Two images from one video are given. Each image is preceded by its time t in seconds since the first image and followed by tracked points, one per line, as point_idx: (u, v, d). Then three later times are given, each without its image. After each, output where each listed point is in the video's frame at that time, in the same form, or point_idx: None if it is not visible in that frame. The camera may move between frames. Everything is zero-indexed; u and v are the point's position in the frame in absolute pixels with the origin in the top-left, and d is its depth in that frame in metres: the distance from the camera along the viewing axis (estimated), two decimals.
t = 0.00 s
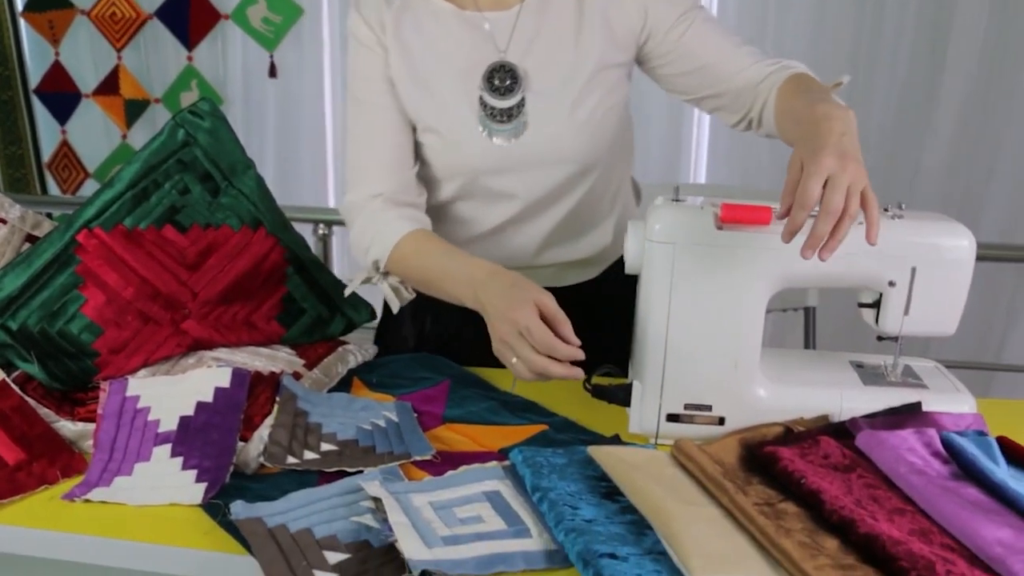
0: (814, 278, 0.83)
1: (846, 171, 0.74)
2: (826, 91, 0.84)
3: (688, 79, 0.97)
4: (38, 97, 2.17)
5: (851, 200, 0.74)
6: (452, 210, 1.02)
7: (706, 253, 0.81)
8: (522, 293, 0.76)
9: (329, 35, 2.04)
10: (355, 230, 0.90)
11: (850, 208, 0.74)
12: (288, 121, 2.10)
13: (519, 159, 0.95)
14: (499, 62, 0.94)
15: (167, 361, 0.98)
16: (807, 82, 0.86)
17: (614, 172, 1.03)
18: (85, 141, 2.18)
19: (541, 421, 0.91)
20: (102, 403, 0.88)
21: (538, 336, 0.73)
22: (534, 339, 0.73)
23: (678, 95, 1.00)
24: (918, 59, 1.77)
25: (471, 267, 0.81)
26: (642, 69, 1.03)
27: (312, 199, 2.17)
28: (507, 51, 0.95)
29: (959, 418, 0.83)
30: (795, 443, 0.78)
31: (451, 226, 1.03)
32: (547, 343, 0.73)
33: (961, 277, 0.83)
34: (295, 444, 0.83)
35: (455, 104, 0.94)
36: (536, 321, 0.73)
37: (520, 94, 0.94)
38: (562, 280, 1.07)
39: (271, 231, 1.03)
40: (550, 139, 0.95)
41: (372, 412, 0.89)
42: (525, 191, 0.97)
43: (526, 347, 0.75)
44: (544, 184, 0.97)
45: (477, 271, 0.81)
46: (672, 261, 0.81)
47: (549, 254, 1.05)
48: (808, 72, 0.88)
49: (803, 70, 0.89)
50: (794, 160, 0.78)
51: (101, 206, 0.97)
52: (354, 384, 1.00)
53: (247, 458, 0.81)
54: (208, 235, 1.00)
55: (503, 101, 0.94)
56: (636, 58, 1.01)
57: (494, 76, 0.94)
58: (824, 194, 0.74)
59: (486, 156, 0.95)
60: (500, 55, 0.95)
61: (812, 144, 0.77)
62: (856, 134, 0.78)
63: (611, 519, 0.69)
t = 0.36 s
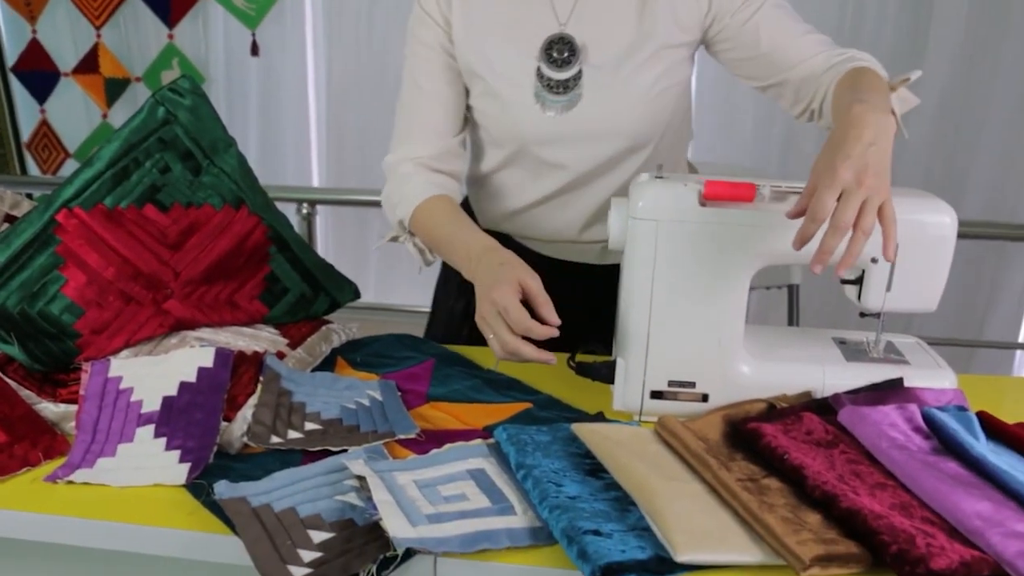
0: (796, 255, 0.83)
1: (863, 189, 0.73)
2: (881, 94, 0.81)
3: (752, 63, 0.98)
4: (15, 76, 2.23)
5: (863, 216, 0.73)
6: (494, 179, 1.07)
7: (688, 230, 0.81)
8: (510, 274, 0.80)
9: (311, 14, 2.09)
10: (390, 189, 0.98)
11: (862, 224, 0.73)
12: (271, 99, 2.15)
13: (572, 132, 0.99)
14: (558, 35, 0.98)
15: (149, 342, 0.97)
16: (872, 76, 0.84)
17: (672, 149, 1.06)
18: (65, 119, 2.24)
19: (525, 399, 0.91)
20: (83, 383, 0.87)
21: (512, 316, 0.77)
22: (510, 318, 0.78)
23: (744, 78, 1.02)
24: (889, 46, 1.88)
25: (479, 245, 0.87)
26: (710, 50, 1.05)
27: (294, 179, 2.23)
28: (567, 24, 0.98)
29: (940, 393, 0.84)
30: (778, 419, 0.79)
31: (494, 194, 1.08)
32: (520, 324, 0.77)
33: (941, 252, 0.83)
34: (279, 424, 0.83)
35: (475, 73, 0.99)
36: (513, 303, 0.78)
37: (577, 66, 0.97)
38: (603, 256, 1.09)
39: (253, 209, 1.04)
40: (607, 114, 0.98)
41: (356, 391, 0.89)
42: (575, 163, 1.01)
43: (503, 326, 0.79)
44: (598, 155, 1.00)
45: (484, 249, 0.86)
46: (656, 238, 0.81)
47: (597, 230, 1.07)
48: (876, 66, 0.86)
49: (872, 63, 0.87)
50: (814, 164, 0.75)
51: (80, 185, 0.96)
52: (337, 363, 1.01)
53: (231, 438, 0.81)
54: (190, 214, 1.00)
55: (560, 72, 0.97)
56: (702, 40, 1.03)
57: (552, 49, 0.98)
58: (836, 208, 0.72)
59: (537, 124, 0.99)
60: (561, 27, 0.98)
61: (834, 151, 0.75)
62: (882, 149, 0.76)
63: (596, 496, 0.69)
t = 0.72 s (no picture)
0: (780, 243, 0.83)
1: (882, 188, 0.74)
2: (908, 88, 0.81)
3: (779, 52, 0.99)
4: None
5: (884, 213, 0.75)
6: (524, 176, 1.07)
7: (674, 217, 0.81)
8: (524, 270, 0.82)
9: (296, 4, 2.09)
10: (415, 183, 0.98)
11: (883, 221, 0.75)
12: (255, 87, 2.15)
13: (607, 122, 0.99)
14: (588, 27, 0.98)
15: (132, 331, 0.96)
16: (900, 67, 0.84)
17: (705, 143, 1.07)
18: (46, 108, 2.22)
19: (511, 388, 0.91)
20: (66, 374, 0.86)
21: (528, 317, 0.79)
22: (526, 317, 0.80)
23: (768, 67, 1.03)
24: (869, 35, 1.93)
25: (492, 237, 0.87)
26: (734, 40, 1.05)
27: (279, 166, 2.22)
28: (595, 16, 0.99)
29: (925, 379, 0.85)
30: (764, 406, 0.79)
31: (524, 191, 1.08)
32: (536, 323, 0.79)
33: (929, 238, 0.83)
34: (264, 413, 0.83)
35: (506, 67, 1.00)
36: (528, 302, 0.79)
37: (609, 56, 0.98)
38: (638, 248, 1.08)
39: (236, 198, 1.03)
40: (642, 103, 0.99)
41: (341, 379, 0.89)
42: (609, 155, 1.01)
43: (519, 323, 0.81)
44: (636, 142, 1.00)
45: (497, 241, 0.87)
46: (642, 224, 0.81)
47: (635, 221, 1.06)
48: (904, 57, 0.87)
49: (899, 54, 0.88)
50: (837, 157, 0.77)
51: (61, 174, 0.95)
52: (323, 352, 1.00)
53: (216, 427, 0.80)
54: (173, 203, 0.99)
55: (592, 63, 0.98)
56: (730, 31, 1.03)
57: (583, 40, 0.98)
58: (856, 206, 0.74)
59: (571, 114, 0.99)
60: (590, 19, 0.99)
61: (857, 144, 0.76)
62: (905, 143, 0.77)
63: (582, 484, 0.69)
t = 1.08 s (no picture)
0: (765, 239, 0.83)
1: (900, 191, 0.76)
2: (923, 90, 0.82)
3: (790, 56, 1.00)
4: None
5: (901, 215, 0.77)
6: (534, 174, 1.07)
7: (660, 214, 0.81)
8: (529, 271, 0.82)
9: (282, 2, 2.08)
10: (427, 179, 0.99)
11: (899, 224, 0.77)
12: (242, 85, 2.14)
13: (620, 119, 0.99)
14: (600, 26, 0.98)
15: (118, 331, 0.96)
16: (910, 70, 0.86)
17: (716, 143, 1.07)
18: (30, 106, 2.21)
19: (499, 385, 0.91)
20: (51, 374, 0.86)
21: (532, 318, 0.79)
22: (530, 317, 0.80)
23: (781, 71, 1.04)
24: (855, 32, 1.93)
25: (499, 236, 0.88)
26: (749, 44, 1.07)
27: (266, 165, 2.22)
28: (609, 14, 0.99)
29: (911, 374, 0.85)
30: (751, 402, 0.79)
31: (533, 189, 1.08)
32: (540, 324, 0.79)
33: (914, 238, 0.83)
34: (251, 412, 0.82)
35: (519, 65, 1.00)
36: (533, 303, 0.79)
37: (622, 55, 0.98)
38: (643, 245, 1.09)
39: (223, 196, 1.03)
40: (656, 101, 0.99)
41: (329, 378, 0.89)
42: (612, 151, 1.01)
43: (524, 323, 0.81)
44: (653, 139, 1.01)
45: (503, 241, 0.87)
46: (627, 221, 0.81)
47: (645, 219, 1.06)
48: (914, 60, 0.88)
49: (910, 58, 0.89)
50: (855, 159, 0.79)
51: (46, 173, 0.94)
52: (311, 351, 1.00)
53: (203, 427, 0.80)
54: (159, 202, 0.99)
55: (605, 62, 0.98)
56: (744, 32, 1.05)
57: (596, 39, 0.98)
58: (874, 208, 0.76)
59: (587, 113, 0.99)
60: (603, 18, 0.99)
61: (875, 147, 0.78)
62: (921, 148, 0.78)
63: (570, 482, 0.69)
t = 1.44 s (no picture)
0: (757, 238, 0.83)
1: (887, 207, 0.76)
2: (924, 110, 0.83)
3: (802, 66, 1.01)
4: None
5: (887, 232, 0.77)
6: (536, 162, 1.07)
7: (652, 212, 0.81)
8: (520, 262, 0.82)
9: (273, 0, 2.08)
10: (431, 161, 0.99)
11: (885, 240, 0.77)
12: (232, 85, 2.14)
13: (628, 115, 0.99)
14: (614, 21, 0.98)
15: (108, 332, 0.95)
16: (918, 89, 0.86)
17: (720, 144, 1.08)
18: (19, 106, 2.21)
19: (491, 385, 0.91)
20: (41, 375, 0.85)
21: (521, 311, 0.80)
22: (520, 310, 0.80)
23: (793, 79, 1.04)
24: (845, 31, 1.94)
25: (493, 224, 0.87)
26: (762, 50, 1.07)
27: (256, 166, 2.21)
28: (622, 11, 0.99)
29: (901, 373, 0.85)
30: (742, 401, 0.79)
31: (533, 176, 1.08)
32: (529, 317, 0.80)
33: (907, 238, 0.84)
34: (242, 413, 0.82)
35: (529, 54, 1.00)
36: (523, 296, 0.80)
37: (633, 52, 0.98)
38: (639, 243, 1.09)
39: (212, 196, 1.03)
40: (667, 99, 0.99)
41: (320, 378, 0.89)
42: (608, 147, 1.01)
43: (513, 315, 0.82)
44: (655, 136, 1.01)
45: (497, 229, 0.87)
46: (618, 219, 0.81)
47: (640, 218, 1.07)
48: (924, 79, 0.88)
49: (920, 75, 0.89)
50: (847, 173, 0.79)
51: (34, 173, 0.94)
52: (301, 351, 1.00)
53: (193, 427, 0.80)
54: (149, 202, 0.98)
55: (616, 57, 0.98)
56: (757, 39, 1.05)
57: (608, 34, 0.98)
58: (860, 223, 0.76)
59: (594, 107, 0.99)
60: (617, 14, 0.99)
61: (866, 162, 0.78)
62: (913, 165, 0.78)
63: (561, 481, 0.69)
